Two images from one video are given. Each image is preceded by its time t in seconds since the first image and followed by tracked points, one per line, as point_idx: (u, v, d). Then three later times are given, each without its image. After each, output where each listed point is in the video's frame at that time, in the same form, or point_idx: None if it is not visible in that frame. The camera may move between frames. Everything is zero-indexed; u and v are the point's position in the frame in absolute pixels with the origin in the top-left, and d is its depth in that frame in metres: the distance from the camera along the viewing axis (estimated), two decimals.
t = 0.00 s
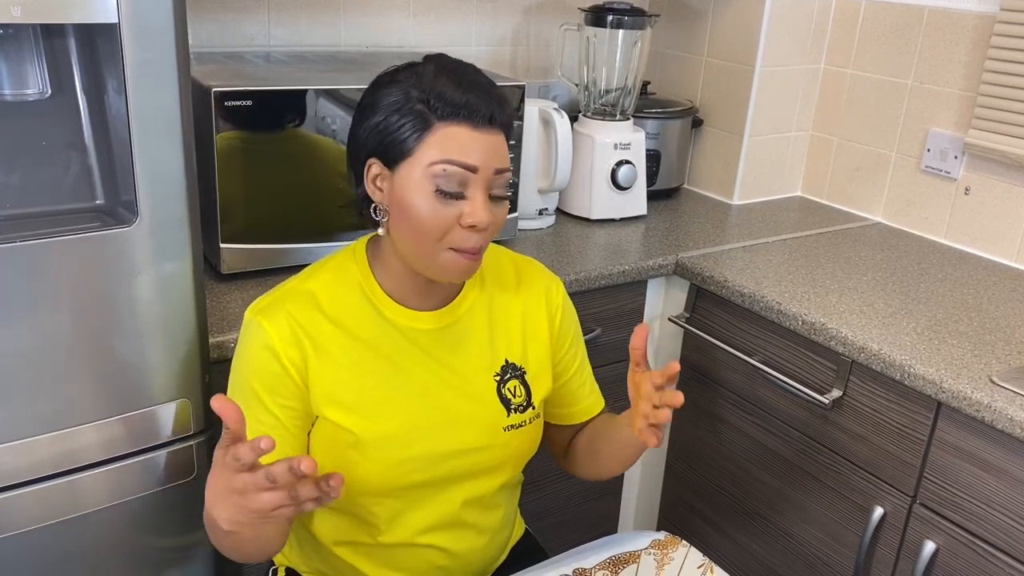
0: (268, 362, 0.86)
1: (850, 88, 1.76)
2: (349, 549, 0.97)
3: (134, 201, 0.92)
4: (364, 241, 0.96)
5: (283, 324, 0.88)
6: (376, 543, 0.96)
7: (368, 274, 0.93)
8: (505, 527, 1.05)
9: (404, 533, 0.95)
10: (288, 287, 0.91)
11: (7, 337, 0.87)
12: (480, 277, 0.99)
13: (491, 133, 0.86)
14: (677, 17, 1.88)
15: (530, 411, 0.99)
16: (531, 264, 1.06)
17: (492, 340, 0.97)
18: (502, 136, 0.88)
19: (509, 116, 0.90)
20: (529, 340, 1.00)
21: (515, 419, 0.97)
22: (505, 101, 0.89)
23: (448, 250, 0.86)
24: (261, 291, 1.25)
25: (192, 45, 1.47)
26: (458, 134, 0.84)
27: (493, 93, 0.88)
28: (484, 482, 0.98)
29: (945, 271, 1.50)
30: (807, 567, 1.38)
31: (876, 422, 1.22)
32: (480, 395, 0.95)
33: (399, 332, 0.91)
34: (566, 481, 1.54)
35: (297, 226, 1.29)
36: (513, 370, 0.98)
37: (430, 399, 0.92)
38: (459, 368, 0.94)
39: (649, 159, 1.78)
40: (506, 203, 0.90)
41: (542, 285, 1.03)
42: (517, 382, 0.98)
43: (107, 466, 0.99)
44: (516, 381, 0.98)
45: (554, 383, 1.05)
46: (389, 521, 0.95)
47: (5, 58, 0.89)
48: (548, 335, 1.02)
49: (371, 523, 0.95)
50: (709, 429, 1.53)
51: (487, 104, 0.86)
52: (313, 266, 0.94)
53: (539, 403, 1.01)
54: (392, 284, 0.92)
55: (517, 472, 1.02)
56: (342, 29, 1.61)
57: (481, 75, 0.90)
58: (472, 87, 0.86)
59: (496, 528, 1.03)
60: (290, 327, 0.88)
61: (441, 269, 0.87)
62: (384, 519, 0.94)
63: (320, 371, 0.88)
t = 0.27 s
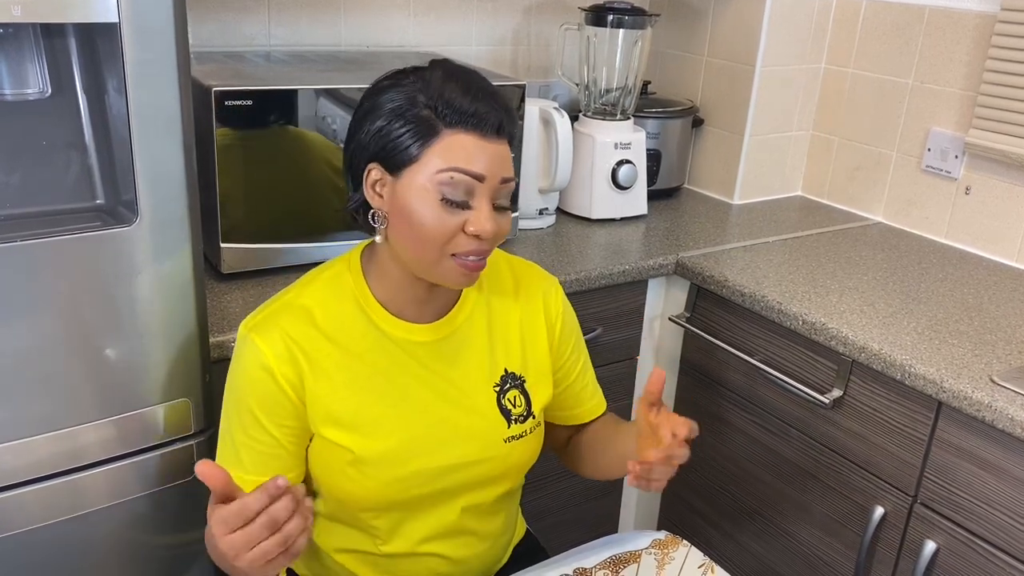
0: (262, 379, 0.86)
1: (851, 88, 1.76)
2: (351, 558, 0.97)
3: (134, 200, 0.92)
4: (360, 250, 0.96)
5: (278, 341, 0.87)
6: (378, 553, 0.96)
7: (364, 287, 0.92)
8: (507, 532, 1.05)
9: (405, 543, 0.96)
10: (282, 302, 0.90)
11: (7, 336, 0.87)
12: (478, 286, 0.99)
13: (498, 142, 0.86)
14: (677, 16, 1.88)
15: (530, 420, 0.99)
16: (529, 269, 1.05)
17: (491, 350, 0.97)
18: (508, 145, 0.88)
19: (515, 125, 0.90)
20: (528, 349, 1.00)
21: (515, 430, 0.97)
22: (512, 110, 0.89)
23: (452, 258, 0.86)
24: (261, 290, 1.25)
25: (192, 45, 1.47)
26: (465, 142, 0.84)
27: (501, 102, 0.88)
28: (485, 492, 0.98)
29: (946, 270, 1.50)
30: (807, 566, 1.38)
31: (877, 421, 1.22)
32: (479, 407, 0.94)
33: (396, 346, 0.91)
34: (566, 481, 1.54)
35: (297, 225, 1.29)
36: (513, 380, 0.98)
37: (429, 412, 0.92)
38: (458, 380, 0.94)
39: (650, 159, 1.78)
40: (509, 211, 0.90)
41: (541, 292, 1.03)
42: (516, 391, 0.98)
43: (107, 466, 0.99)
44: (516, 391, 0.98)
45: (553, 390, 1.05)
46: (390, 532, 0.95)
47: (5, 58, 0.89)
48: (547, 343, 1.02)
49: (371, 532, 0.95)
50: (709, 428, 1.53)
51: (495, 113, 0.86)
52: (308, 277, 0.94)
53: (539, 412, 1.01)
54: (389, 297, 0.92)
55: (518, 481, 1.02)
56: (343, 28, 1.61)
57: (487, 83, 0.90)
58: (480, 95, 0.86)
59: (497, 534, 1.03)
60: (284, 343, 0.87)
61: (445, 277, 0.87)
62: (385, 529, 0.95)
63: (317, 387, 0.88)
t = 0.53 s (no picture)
0: (263, 383, 0.86)
1: (852, 87, 1.76)
2: (354, 561, 0.97)
3: (135, 199, 0.92)
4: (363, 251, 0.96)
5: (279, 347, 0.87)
6: (382, 556, 0.96)
7: (366, 291, 0.92)
8: (509, 534, 1.05)
9: (408, 546, 0.96)
10: (284, 306, 0.90)
11: (7, 335, 0.87)
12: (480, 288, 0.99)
13: (479, 133, 0.85)
14: (678, 15, 1.88)
15: (533, 422, 0.99)
16: (530, 270, 1.05)
17: (495, 353, 0.96)
18: (493, 136, 0.87)
19: (505, 115, 0.88)
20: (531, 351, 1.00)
21: (519, 433, 0.97)
22: (499, 100, 0.88)
23: (436, 253, 0.85)
24: (262, 289, 1.25)
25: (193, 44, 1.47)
26: (442, 134, 0.84)
27: (484, 91, 0.87)
28: (489, 495, 0.98)
29: (947, 269, 1.50)
30: (808, 566, 1.38)
31: (878, 421, 1.22)
32: (482, 411, 0.94)
33: (399, 349, 0.91)
34: (567, 480, 1.54)
35: (297, 224, 1.29)
36: (516, 382, 0.97)
37: (432, 416, 0.91)
38: (461, 384, 0.93)
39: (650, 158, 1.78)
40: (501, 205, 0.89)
41: (545, 294, 1.02)
42: (520, 393, 0.98)
43: (108, 465, 0.99)
44: (519, 393, 0.98)
45: (554, 390, 1.05)
46: (392, 534, 0.95)
47: (6, 57, 0.89)
48: (548, 343, 1.02)
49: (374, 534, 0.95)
50: (710, 428, 1.53)
51: (475, 102, 0.85)
52: (309, 280, 0.93)
53: (543, 413, 1.01)
54: (391, 300, 0.91)
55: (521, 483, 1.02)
56: (343, 27, 1.61)
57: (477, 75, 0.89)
58: (461, 86, 0.85)
59: (500, 535, 1.03)
60: (286, 347, 0.87)
61: (431, 274, 0.86)
62: (388, 531, 0.95)
63: (319, 390, 0.88)
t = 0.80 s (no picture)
0: (268, 367, 0.86)
1: (852, 88, 1.76)
2: (351, 552, 0.97)
3: (136, 200, 0.92)
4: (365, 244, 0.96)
5: (284, 330, 0.87)
6: (378, 546, 0.96)
7: (369, 280, 0.92)
8: (506, 529, 1.05)
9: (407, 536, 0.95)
10: (288, 291, 0.90)
11: (9, 336, 0.87)
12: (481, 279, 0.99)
13: (437, 116, 0.84)
14: (678, 15, 1.88)
15: (532, 413, 0.99)
16: (530, 265, 1.05)
17: (495, 343, 0.97)
18: (455, 118, 0.85)
19: (474, 98, 0.86)
20: (530, 343, 1.00)
21: (518, 423, 0.97)
22: (466, 82, 0.86)
23: (392, 235, 0.85)
24: (263, 290, 1.25)
25: (193, 45, 1.48)
26: (399, 119, 0.84)
27: (450, 76, 0.86)
28: (487, 485, 0.98)
29: (947, 270, 1.50)
30: (807, 566, 1.38)
31: (878, 421, 1.22)
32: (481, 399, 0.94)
33: (401, 337, 0.91)
34: (568, 481, 1.54)
35: (298, 225, 1.29)
36: (516, 373, 0.98)
37: (433, 403, 0.91)
38: (462, 373, 0.94)
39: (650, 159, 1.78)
40: (468, 189, 0.86)
41: (544, 289, 1.03)
42: (519, 385, 0.98)
43: (111, 464, 1.00)
44: (518, 385, 0.98)
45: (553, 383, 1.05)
46: (392, 525, 0.95)
47: (7, 57, 0.89)
48: (547, 337, 1.02)
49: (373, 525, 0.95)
50: (710, 427, 1.53)
51: (435, 86, 0.85)
52: (312, 269, 0.94)
53: (541, 406, 1.01)
54: (392, 287, 0.92)
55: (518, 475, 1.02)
56: (343, 28, 1.61)
57: (459, 64, 0.89)
58: (424, 72, 0.85)
59: (498, 530, 1.03)
60: (289, 333, 0.87)
61: (393, 257, 0.86)
62: (387, 522, 0.94)
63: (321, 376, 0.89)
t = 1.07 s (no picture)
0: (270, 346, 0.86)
1: (851, 87, 1.76)
2: (348, 543, 0.96)
3: (135, 199, 0.92)
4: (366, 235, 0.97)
5: (288, 310, 0.88)
6: (375, 534, 0.95)
7: (369, 266, 0.93)
8: (503, 524, 1.05)
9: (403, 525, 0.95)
10: (289, 277, 0.91)
11: (8, 336, 0.87)
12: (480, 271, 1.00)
13: (413, 105, 0.84)
14: (678, 15, 1.88)
15: (529, 402, 0.99)
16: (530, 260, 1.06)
17: (492, 331, 0.97)
18: (431, 106, 0.85)
19: (449, 86, 0.85)
20: (526, 333, 1.00)
21: (513, 410, 0.97)
22: (445, 70, 0.86)
23: (375, 223, 0.85)
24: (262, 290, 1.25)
25: (193, 45, 1.48)
26: (379, 109, 0.84)
27: (423, 66, 0.85)
28: (483, 474, 0.98)
29: (946, 269, 1.50)
30: (807, 565, 1.38)
31: (877, 420, 1.22)
32: (477, 385, 0.94)
33: (398, 321, 0.91)
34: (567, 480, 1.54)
35: (297, 224, 1.29)
36: (512, 362, 0.98)
37: (430, 388, 0.92)
38: (459, 358, 0.94)
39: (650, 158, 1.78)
40: (451, 174, 0.86)
41: (541, 279, 1.03)
42: (515, 373, 0.98)
43: (111, 464, 1.00)
44: (515, 373, 0.98)
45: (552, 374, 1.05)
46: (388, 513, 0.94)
47: (6, 57, 0.89)
48: (546, 329, 1.02)
49: (369, 514, 0.95)
50: (709, 427, 1.53)
51: (409, 78, 0.84)
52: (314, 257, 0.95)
53: (537, 396, 1.01)
54: (393, 274, 0.93)
55: (514, 466, 1.02)
56: (343, 28, 1.61)
57: (436, 52, 0.88)
58: (404, 62, 0.86)
59: (495, 523, 1.02)
60: (291, 314, 0.87)
61: (380, 245, 0.87)
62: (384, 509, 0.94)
63: (322, 359, 0.89)
